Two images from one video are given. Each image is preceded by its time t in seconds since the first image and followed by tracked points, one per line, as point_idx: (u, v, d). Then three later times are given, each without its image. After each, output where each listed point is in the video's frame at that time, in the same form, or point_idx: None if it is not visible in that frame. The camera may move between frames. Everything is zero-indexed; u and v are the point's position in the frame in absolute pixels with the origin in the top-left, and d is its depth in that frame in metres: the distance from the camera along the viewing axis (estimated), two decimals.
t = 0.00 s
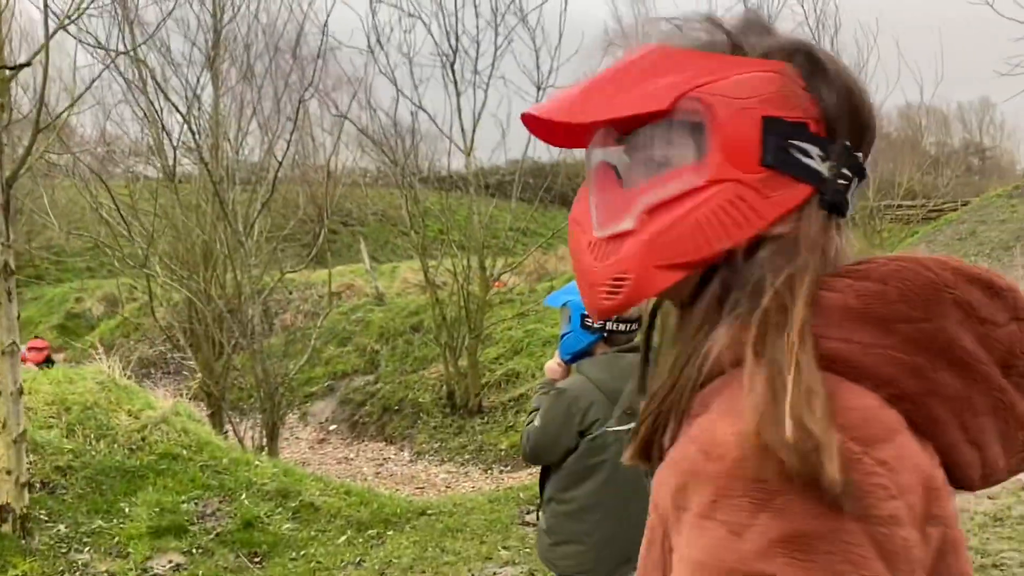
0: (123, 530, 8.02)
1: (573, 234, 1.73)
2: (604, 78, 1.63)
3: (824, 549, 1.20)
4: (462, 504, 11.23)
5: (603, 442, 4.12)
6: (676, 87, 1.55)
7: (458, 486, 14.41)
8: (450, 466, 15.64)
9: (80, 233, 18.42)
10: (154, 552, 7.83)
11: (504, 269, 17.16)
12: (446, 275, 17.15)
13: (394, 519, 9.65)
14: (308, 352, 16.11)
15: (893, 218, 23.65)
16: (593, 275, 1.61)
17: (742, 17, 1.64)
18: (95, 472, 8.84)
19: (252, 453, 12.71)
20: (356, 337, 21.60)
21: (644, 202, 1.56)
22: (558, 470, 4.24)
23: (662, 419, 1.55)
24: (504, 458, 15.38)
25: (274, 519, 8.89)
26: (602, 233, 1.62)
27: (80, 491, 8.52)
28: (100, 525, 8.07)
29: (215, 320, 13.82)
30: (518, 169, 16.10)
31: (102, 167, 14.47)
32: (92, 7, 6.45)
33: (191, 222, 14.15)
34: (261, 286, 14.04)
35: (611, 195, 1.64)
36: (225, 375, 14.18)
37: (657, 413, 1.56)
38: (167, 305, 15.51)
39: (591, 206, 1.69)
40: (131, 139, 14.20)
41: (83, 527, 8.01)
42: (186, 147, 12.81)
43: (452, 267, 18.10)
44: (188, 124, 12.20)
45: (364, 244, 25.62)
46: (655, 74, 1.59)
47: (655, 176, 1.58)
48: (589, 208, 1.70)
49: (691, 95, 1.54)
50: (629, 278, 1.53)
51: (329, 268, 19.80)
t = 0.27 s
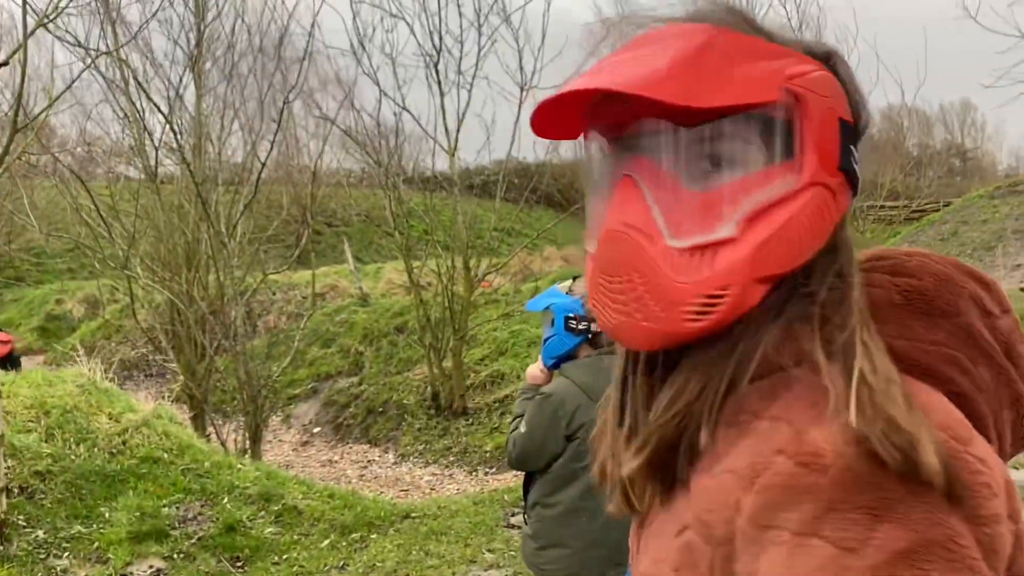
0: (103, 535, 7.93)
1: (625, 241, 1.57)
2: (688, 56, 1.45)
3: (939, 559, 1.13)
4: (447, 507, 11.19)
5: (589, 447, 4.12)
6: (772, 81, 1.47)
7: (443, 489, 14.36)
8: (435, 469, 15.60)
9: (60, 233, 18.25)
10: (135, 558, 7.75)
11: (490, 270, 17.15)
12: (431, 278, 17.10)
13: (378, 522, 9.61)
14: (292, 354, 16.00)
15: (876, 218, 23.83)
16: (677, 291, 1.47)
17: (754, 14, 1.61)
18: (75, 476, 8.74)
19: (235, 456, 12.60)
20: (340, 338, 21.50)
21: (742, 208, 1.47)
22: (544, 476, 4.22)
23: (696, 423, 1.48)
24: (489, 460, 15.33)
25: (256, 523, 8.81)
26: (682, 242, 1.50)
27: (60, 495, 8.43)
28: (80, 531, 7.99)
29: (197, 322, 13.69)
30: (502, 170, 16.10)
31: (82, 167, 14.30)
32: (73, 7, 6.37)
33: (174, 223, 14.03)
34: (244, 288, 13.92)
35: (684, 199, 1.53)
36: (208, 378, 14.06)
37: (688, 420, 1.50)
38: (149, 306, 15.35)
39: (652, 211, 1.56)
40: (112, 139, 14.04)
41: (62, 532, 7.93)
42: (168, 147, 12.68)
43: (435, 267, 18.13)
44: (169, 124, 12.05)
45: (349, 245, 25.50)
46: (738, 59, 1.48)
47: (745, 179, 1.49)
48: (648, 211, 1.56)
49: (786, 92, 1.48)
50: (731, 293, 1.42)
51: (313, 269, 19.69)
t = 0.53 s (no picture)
0: (89, 537, 7.91)
1: (648, 254, 1.63)
2: (732, 66, 1.53)
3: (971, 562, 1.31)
4: (434, 506, 11.21)
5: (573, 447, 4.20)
6: (802, 91, 1.57)
7: (431, 488, 14.38)
8: (424, 467, 15.61)
9: (44, 232, 18.11)
10: (121, 559, 7.73)
11: (478, 269, 17.17)
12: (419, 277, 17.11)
13: (365, 522, 9.61)
14: (280, 353, 15.95)
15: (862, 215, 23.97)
16: (709, 311, 1.55)
17: (757, 29, 1.65)
18: (60, 477, 8.69)
19: (223, 456, 12.58)
20: (327, 337, 21.44)
21: (771, 228, 1.57)
22: (528, 476, 4.28)
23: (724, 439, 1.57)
24: (477, 458, 15.37)
25: (243, 524, 8.79)
26: (711, 260, 1.59)
27: (45, 496, 8.39)
28: (66, 532, 7.96)
29: (185, 322, 13.64)
30: (490, 169, 16.14)
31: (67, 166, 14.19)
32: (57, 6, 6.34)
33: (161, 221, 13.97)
34: (231, 287, 13.88)
35: (710, 217, 1.61)
36: (194, 378, 14.00)
37: (705, 474, 1.57)
38: (135, 306, 15.26)
39: (677, 228, 1.62)
40: (97, 137, 13.94)
41: (47, 534, 7.91)
42: (155, 145, 12.62)
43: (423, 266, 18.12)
44: (157, 122, 12.01)
45: (336, 244, 25.45)
46: (768, 67, 1.58)
47: (769, 197, 1.59)
48: (673, 227, 1.62)
49: (814, 102, 1.58)
50: (762, 317, 1.53)
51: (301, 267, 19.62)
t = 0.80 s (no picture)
0: (76, 529, 7.94)
1: (603, 331, 1.85)
2: (690, 165, 1.80)
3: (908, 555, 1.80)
4: (422, 497, 11.25)
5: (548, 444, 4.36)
6: (753, 168, 1.85)
7: (420, 479, 14.45)
8: (412, 459, 15.67)
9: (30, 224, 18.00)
10: (108, 551, 7.75)
11: (466, 262, 17.24)
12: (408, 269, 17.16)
13: (353, 513, 9.64)
14: (268, 346, 15.95)
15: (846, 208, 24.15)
16: (656, 387, 1.82)
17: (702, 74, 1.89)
18: (47, 469, 8.71)
19: (211, 449, 12.60)
20: (316, 330, 21.43)
21: (715, 307, 1.86)
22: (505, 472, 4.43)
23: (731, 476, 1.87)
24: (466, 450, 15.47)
25: (231, 515, 8.82)
26: (660, 338, 1.86)
27: (32, 488, 8.42)
28: (53, 524, 7.99)
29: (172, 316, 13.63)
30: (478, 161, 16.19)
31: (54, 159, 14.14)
32: None
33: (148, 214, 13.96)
34: (219, 280, 13.87)
35: (656, 297, 1.89)
36: (182, 371, 13.99)
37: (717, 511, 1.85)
38: (121, 299, 15.22)
39: (627, 306, 1.86)
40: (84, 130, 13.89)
41: (34, 527, 7.94)
42: (143, 137, 12.62)
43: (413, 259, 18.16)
44: (144, 115, 12.02)
45: (325, 237, 25.44)
46: (728, 145, 1.85)
47: (714, 276, 1.89)
48: (622, 306, 1.86)
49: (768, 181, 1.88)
50: (704, 394, 1.82)
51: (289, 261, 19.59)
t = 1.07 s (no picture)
0: (71, 511, 8.09)
1: (626, 288, 1.87)
2: (677, 127, 1.89)
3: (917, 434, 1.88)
4: (413, 479, 11.43)
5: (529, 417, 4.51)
6: (716, 125, 2.00)
7: (412, 463, 14.62)
8: (404, 444, 15.85)
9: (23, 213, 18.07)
10: (103, 532, 7.89)
11: (457, 249, 17.37)
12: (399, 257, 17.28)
13: (346, 495, 9.80)
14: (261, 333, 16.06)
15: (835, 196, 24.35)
16: (678, 328, 1.87)
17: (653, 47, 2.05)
18: (40, 454, 8.86)
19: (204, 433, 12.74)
20: (308, 318, 21.56)
21: (709, 249, 1.98)
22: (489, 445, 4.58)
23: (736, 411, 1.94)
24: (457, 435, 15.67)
25: (224, 498, 8.94)
26: (671, 283, 1.92)
27: (26, 472, 8.58)
28: (47, 507, 8.15)
29: (165, 303, 13.73)
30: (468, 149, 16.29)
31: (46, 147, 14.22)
32: None
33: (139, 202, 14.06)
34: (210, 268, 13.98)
35: (660, 248, 1.95)
36: (175, 358, 14.11)
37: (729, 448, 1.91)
38: (114, 287, 15.34)
39: (641, 262, 1.90)
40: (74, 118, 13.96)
41: (28, 509, 8.11)
42: (134, 125, 12.68)
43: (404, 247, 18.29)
44: (135, 103, 12.09)
45: (317, 226, 25.53)
46: (692, 105, 1.98)
47: (701, 222, 2.00)
48: (637, 262, 1.90)
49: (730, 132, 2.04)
50: (712, 325, 1.93)
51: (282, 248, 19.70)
